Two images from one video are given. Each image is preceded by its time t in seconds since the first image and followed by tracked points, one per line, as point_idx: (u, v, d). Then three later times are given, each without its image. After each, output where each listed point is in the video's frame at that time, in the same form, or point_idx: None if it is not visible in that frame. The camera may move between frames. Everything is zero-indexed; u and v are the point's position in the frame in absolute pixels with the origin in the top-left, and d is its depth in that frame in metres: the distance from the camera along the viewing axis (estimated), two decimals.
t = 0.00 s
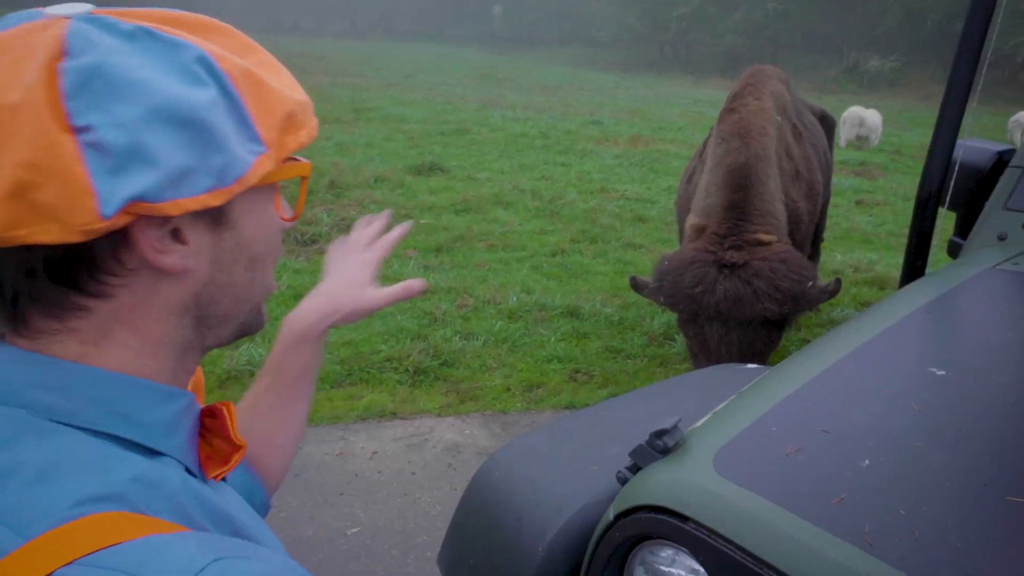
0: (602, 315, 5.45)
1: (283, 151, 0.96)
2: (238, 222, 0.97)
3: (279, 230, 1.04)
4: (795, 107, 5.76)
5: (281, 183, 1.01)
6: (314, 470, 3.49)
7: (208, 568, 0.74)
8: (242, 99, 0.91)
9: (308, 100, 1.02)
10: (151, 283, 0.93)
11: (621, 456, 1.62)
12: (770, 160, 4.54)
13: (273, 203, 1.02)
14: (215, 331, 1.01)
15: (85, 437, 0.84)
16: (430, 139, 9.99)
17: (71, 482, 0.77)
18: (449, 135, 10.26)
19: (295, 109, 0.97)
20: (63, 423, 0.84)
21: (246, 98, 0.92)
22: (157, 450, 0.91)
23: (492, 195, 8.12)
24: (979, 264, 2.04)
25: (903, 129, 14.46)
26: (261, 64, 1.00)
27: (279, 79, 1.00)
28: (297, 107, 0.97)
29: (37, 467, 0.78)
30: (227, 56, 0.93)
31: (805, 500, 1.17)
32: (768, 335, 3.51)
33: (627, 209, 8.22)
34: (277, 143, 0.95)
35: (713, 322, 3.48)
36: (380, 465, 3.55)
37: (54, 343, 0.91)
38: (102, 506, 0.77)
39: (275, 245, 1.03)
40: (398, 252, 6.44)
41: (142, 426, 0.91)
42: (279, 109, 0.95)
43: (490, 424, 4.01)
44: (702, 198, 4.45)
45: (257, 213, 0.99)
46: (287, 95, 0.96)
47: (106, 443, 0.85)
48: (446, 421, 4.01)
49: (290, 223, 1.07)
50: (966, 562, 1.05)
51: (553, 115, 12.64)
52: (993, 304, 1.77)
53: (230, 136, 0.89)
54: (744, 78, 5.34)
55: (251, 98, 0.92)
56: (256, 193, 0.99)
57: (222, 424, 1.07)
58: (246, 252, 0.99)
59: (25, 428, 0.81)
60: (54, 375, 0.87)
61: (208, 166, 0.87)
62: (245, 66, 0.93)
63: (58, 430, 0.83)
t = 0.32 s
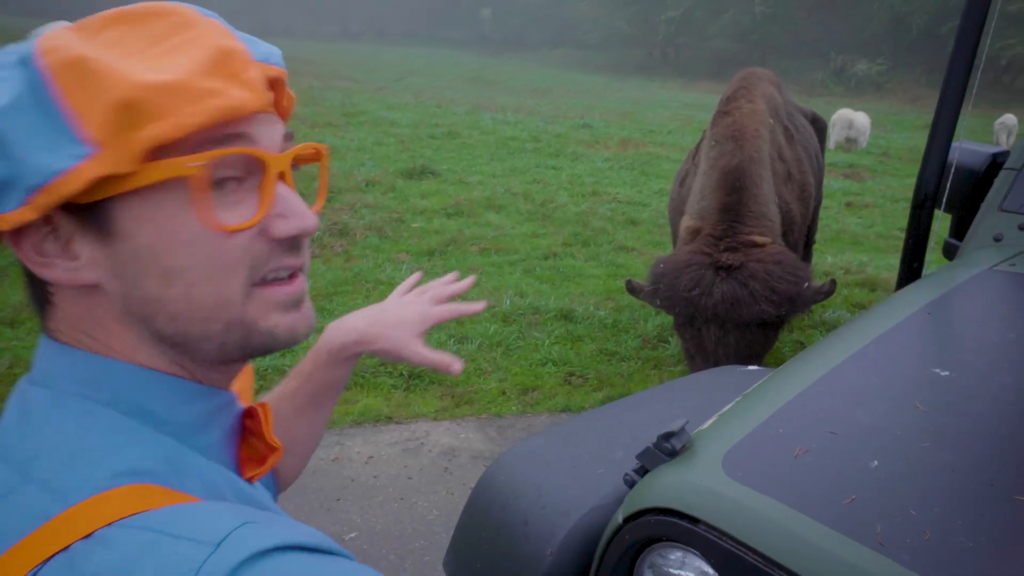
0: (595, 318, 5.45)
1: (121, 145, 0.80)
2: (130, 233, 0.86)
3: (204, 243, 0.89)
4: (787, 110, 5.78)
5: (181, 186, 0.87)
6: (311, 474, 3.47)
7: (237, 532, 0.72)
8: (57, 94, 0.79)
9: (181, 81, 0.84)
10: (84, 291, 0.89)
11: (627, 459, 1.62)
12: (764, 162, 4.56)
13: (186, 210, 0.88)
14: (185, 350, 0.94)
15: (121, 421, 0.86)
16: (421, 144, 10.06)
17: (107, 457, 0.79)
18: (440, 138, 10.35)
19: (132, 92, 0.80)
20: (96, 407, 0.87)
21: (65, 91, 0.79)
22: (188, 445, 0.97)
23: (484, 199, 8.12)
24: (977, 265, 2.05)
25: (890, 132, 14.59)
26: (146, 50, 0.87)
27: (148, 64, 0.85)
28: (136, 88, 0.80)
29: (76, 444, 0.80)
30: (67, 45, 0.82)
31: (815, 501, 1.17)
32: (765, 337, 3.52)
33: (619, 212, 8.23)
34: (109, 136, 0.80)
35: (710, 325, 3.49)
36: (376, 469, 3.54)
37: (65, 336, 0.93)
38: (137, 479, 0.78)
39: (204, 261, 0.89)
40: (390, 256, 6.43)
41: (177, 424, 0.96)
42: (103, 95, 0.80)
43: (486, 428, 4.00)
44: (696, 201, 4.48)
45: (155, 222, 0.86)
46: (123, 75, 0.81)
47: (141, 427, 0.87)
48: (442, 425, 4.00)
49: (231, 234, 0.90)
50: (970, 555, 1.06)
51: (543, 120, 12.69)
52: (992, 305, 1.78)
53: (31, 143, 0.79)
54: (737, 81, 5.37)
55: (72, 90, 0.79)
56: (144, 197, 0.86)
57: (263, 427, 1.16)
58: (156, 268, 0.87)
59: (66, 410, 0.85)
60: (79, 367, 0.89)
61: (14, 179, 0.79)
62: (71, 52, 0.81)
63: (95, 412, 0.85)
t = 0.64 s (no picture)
0: (595, 317, 5.46)
1: (112, 169, 0.97)
2: (159, 248, 1.02)
3: (198, 266, 0.99)
4: (784, 109, 5.81)
5: (172, 208, 0.98)
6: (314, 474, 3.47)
7: (286, 524, 0.78)
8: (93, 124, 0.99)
9: (146, 103, 0.93)
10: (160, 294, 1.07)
11: (638, 458, 1.63)
12: (763, 161, 4.58)
13: (186, 232, 0.99)
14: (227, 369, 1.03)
15: (203, 409, 0.97)
16: (418, 143, 10.06)
17: (183, 440, 0.89)
18: (437, 138, 10.37)
19: (111, 118, 0.94)
20: (188, 394, 0.99)
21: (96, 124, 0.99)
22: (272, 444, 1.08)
23: (482, 198, 8.13)
24: (982, 264, 2.06)
25: (884, 130, 14.63)
26: (155, 75, 0.98)
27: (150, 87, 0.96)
28: (110, 115, 0.94)
29: (166, 426, 0.91)
30: (103, 76, 1.00)
31: (831, 499, 1.19)
32: (765, 336, 3.53)
33: (616, 211, 8.24)
34: (115, 160, 0.97)
35: (710, 324, 3.51)
36: (378, 469, 3.55)
37: (167, 331, 1.08)
38: (205, 463, 0.87)
39: (201, 281, 0.99)
40: (389, 256, 6.42)
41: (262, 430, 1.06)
42: (100, 122, 0.96)
43: (487, 427, 4.00)
44: (695, 200, 4.49)
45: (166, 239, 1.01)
46: (112, 100, 0.95)
47: (221, 415, 0.98)
48: (443, 424, 4.00)
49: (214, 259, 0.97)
50: (991, 555, 1.07)
51: (539, 120, 12.71)
52: (998, 304, 1.79)
53: (81, 163, 1.01)
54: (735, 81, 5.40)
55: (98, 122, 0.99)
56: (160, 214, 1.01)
57: (349, 444, 1.24)
58: (172, 281, 1.01)
59: (164, 390, 0.99)
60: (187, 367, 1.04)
61: (74, 193, 1.01)
62: (100, 81, 0.99)
63: (183, 403, 0.97)
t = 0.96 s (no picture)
0: (592, 315, 5.47)
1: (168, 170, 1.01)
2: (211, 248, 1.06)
3: (243, 272, 1.02)
4: (781, 107, 5.83)
5: (221, 213, 1.02)
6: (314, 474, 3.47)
7: (327, 520, 0.82)
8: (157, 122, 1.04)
9: (201, 110, 0.96)
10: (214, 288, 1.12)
11: (645, 458, 1.64)
12: (760, 159, 4.58)
13: (233, 237, 1.02)
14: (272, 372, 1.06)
15: (256, 401, 1.02)
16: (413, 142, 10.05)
17: (233, 430, 0.93)
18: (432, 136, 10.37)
19: (168, 123, 0.97)
20: (241, 382, 1.04)
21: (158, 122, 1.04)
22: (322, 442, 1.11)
23: (477, 197, 8.13)
24: (982, 263, 2.07)
25: (877, 126, 14.68)
26: (214, 78, 1.01)
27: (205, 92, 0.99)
28: (168, 119, 0.97)
29: (219, 415, 0.96)
30: (168, 75, 1.03)
31: (842, 499, 1.19)
32: (763, 333, 3.54)
33: (612, 209, 8.24)
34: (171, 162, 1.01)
35: (708, 322, 3.51)
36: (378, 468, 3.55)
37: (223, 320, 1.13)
38: (251, 454, 0.91)
39: (245, 286, 1.02)
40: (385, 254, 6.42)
41: (315, 428, 1.10)
42: (160, 124, 1.00)
43: (486, 425, 4.00)
44: (693, 197, 4.49)
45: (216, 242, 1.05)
46: (171, 103, 0.98)
47: (272, 408, 1.03)
48: (443, 423, 4.00)
49: (257, 267, 1.00)
50: (1001, 552, 1.08)
51: (534, 118, 12.72)
52: (1000, 302, 1.80)
53: (144, 159, 1.07)
54: (732, 78, 5.41)
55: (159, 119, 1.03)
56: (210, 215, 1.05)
57: (396, 450, 1.25)
58: (221, 283, 1.05)
59: (219, 377, 1.04)
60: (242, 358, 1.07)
61: (139, 184, 1.07)
62: (165, 80, 1.02)
63: (237, 393, 1.02)
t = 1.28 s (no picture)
0: (584, 314, 5.47)
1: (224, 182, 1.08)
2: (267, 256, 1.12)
3: (293, 280, 1.07)
4: (772, 106, 5.86)
5: (272, 224, 1.07)
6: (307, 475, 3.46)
7: (358, 521, 0.85)
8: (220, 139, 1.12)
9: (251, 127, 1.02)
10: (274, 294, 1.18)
11: (645, 459, 1.64)
12: (750, 158, 4.60)
13: (285, 246, 1.07)
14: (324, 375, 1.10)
15: (308, 402, 1.07)
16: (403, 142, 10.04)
17: (283, 428, 0.98)
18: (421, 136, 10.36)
19: (224, 139, 1.04)
20: (300, 383, 1.10)
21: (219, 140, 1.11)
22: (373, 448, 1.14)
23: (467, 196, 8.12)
24: (974, 262, 2.08)
25: (865, 125, 14.76)
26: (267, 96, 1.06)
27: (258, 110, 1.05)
28: (224, 134, 1.04)
29: (272, 413, 1.01)
30: (228, 95, 1.10)
31: (843, 497, 1.20)
32: (750, 333, 3.53)
33: (602, 207, 8.25)
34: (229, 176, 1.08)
35: (694, 322, 3.53)
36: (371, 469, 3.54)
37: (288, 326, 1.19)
38: (296, 452, 0.95)
39: (295, 293, 1.07)
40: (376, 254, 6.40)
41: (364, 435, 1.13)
42: (219, 141, 1.07)
43: (479, 425, 4.00)
44: (683, 196, 4.50)
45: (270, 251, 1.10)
46: (226, 120, 1.05)
47: (326, 410, 1.08)
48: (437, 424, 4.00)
49: (305, 274, 1.05)
50: (1001, 551, 1.09)
51: (523, 118, 12.73)
52: (993, 301, 1.81)
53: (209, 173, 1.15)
54: (724, 77, 5.43)
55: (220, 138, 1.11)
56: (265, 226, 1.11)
57: (441, 466, 1.25)
58: (276, 290, 1.11)
59: (279, 375, 1.11)
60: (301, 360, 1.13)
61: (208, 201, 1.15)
62: (226, 100, 1.10)
63: (293, 393, 1.08)
